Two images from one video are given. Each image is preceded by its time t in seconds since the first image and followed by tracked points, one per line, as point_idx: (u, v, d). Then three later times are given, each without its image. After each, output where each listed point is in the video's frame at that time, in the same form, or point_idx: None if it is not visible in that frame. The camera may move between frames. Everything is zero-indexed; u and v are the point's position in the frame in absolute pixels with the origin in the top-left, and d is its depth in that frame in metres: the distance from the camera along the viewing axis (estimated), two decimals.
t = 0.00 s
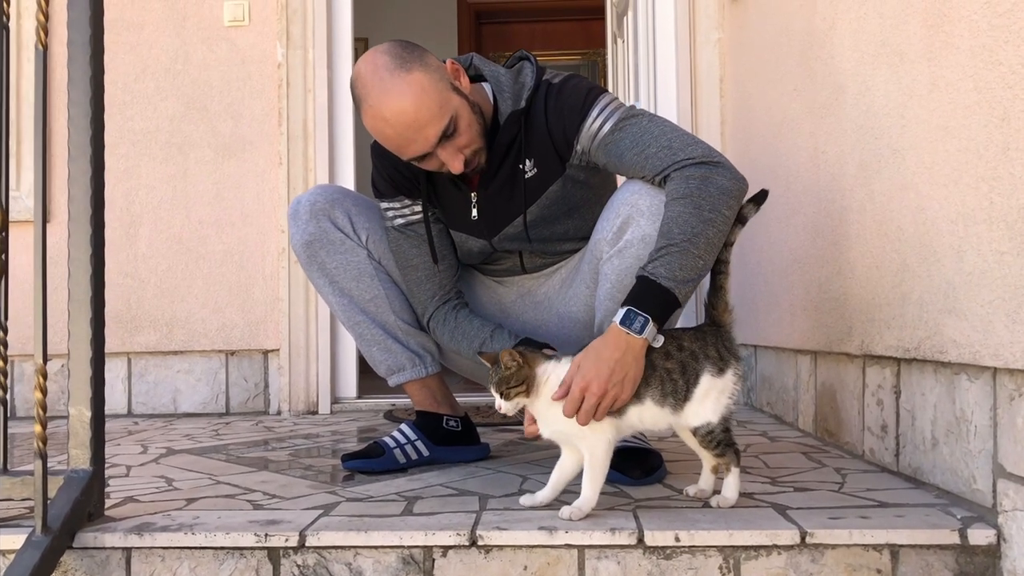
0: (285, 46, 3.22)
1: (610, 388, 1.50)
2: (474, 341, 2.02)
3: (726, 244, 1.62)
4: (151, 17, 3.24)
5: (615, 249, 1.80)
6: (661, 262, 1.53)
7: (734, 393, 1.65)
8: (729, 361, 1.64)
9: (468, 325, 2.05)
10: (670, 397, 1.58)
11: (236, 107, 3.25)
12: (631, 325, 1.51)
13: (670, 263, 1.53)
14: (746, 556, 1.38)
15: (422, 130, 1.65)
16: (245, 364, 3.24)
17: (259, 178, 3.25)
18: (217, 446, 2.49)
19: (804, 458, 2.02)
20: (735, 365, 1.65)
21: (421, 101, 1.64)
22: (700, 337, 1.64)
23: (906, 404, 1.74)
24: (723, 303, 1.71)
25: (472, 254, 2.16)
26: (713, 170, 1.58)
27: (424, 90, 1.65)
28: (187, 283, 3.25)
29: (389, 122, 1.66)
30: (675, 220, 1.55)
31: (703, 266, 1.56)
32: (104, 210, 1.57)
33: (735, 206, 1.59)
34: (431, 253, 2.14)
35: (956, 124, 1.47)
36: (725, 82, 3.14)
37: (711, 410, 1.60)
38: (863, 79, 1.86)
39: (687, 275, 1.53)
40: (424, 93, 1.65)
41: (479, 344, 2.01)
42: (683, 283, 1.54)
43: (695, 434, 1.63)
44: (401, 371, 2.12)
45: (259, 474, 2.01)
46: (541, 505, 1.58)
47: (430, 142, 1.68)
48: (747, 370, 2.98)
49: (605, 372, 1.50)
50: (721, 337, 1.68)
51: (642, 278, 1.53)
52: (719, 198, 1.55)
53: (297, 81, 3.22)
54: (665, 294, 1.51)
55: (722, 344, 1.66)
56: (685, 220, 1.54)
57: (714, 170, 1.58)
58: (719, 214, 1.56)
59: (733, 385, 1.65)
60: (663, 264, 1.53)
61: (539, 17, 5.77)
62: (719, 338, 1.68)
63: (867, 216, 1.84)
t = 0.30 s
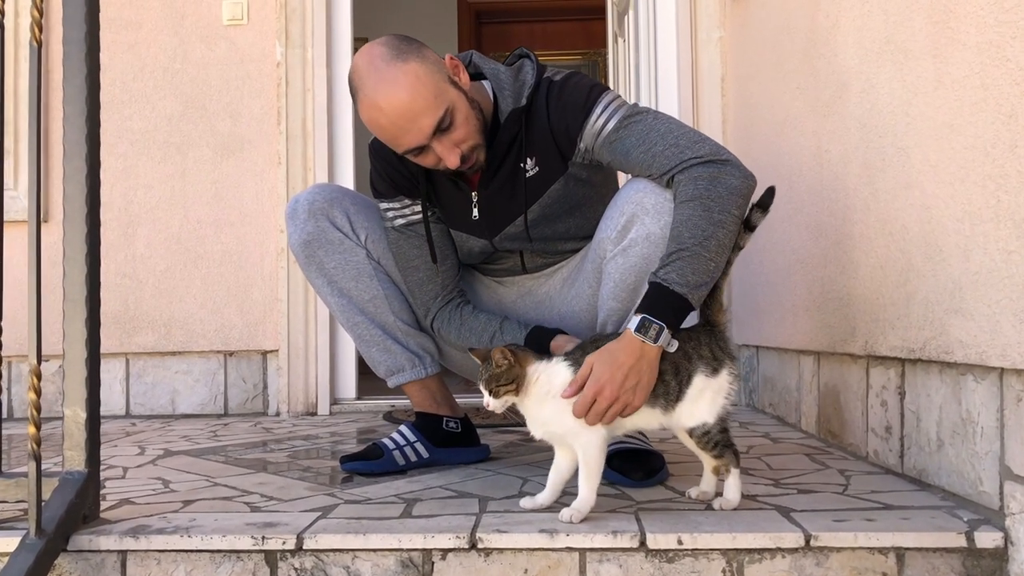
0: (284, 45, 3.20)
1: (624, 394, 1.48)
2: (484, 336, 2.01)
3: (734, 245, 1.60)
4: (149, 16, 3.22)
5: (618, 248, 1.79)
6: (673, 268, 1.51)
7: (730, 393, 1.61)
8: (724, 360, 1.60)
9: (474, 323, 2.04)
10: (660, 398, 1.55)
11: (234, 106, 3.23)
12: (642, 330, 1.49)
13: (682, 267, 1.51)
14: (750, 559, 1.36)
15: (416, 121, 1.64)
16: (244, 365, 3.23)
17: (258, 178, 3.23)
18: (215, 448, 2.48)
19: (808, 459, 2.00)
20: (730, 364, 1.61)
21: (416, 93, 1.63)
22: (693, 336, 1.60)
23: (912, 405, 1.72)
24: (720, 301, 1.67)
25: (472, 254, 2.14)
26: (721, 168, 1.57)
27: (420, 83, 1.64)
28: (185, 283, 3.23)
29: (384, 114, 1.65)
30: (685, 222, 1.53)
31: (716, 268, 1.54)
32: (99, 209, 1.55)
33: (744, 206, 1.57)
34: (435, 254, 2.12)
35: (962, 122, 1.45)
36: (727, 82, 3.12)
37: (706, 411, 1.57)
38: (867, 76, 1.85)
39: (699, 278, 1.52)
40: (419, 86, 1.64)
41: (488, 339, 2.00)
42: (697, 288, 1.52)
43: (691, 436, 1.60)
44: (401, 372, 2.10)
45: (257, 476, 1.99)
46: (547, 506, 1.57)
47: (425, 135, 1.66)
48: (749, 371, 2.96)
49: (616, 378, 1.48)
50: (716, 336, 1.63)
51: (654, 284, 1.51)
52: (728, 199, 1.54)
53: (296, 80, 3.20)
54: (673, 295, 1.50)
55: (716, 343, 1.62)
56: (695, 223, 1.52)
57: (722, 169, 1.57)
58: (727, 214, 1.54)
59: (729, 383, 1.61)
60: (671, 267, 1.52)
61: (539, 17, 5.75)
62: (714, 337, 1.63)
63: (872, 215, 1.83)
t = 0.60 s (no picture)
0: (283, 45, 3.19)
1: (608, 390, 1.47)
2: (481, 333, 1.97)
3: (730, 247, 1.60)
4: (148, 16, 3.22)
5: (618, 249, 1.78)
6: (667, 264, 1.52)
7: (723, 393, 1.59)
8: (713, 361, 1.58)
9: (471, 321, 2.00)
10: (647, 402, 1.54)
11: (234, 106, 3.22)
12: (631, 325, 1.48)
13: (674, 264, 1.52)
14: (752, 562, 1.35)
15: (422, 107, 1.62)
16: (243, 366, 3.22)
17: (257, 178, 3.22)
18: (214, 449, 2.46)
19: (809, 461, 1.99)
20: (720, 364, 1.58)
21: (424, 79, 1.62)
22: (681, 338, 1.58)
23: (914, 407, 1.71)
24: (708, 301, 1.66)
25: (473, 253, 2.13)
26: (722, 168, 1.58)
27: (429, 69, 1.63)
28: (184, 284, 3.22)
29: (391, 96, 1.63)
30: (683, 220, 1.54)
31: (711, 267, 1.54)
32: (97, 209, 1.54)
33: (744, 207, 1.58)
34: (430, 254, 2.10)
35: (966, 121, 1.44)
36: (727, 82, 3.11)
37: (697, 413, 1.55)
38: (869, 76, 1.84)
39: (692, 276, 1.52)
40: (428, 72, 1.63)
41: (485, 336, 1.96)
42: (689, 286, 1.52)
43: (685, 438, 1.58)
44: (400, 373, 2.10)
45: (256, 478, 1.98)
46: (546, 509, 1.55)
47: (429, 122, 1.64)
48: (750, 371, 2.95)
49: (601, 372, 1.47)
50: (702, 336, 1.61)
51: (647, 280, 1.52)
52: (727, 198, 1.55)
53: (295, 80, 3.19)
54: (662, 290, 1.50)
55: (705, 344, 1.59)
56: (692, 221, 1.53)
57: (723, 169, 1.58)
58: (726, 214, 1.55)
59: (721, 385, 1.58)
60: (664, 263, 1.52)
61: (539, 17, 5.74)
62: (704, 339, 1.61)
63: (874, 216, 1.82)
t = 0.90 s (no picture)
0: (281, 45, 3.18)
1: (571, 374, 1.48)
2: (386, 264, 1.80)
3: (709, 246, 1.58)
4: (145, 16, 3.21)
5: (611, 251, 1.77)
6: (637, 256, 1.51)
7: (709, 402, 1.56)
8: (696, 370, 1.56)
9: (378, 251, 1.83)
10: (625, 403, 1.52)
11: (231, 106, 3.21)
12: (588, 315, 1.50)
13: (649, 252, 1.51)
14: (750, 564, 1.34)
15: (442, 62, 1.62)
16: (240, 367, 3.21)
17: (255, 179, 3.22)
18: (211, 450, 2.46)
19: (808, 462, 1.98)
20: (703, 373, 1.57)
21: (454, 36, 1.63)
22: (664, 345, 1.57)
23: (913, 408, 1.70)
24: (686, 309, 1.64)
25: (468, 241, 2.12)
26: (709, 166, 1.58)
27: (463, 30, 1.64)
28: (181, 284, 3.21)
29: (416, 40, 1.62)
30: (659, 214, 1.54)
31: (684, 264, 1.52)
32: (92, 210, 1.53)
33: (726, 208, 1.58)
34: (384, 198, 1.96)
35: (965, 121, 1.43)
36: (726, 83, 3.10)
37: (678, 420, 1.53)
38: (868, 76, 1.83)
39: (662, 268, 1.50)
40: (460, 32, 1.64)
41: (394, 266, 1.80)
42: (658, 277, 1.50)
43: (672, 446, 1.55)
44: (397, 375, 2.08)
45: (253, 480, 1.97)
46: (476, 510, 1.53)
47: (444, 80, 1.64)
48: (749, 373, 2.95)
49: (563, 362, 1.48)
50: (687, 345, 1.60)
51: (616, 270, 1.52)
52: (710, 196, 1.54)
53: (293, 80, 3.19)
54: (633, 279, 1.49)
55: (689, 353, 1.58)
56: (668, 215, 1.53)
57: (709, 169, 1.57)
58: (707, 210, 1.54)
59: (706, 396, 1.56)
60: (641, 254, 1.51)
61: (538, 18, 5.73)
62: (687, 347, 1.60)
63: (872, 216, 1.81)
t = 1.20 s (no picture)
0: (280, 46, 3.18)
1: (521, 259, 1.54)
2: (303, 214, 1.75)
3: (683, 180, 1.57)
4: (145, 17, 3.21)
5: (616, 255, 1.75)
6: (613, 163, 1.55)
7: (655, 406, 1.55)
8: (645, 373, 1.54)
9: (307, 202, 1.78)
10: (571, 407, 1.55)
11: (230, 107, 3.21)
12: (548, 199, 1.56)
13: (626, 159, 1.54)
14: (749, 567, 1.34)
15: (460, 19, 1.64)
16: (240, 368, 3.21)
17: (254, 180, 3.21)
18: (209, 452, 2.45)
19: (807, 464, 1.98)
20: (653, 376, 1.55)
21: None
22: (614, 350, 1.56)
23: (913, 410, 1.70)
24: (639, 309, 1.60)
25: (471, 227, 2.09)
26: (701, 109, 1.61)
27: None
28: (180, 286, 3.20)
29: None
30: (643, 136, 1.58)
31: (659, 179, 1.54)
32: (90, 211, 1.53)
33: (716, 150, 1.59)
34: (342, 159, 1.93)
35: (965, 124, 1.43)
36: (725, 84, 3.10)
37: (625, 421, 1.53)
38: (867, 78, 1.83)
39: (635, 173, 1.52)
40: None
41: (309, 219, 1.74)
42: (625, 182, 1.52)
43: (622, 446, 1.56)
44: (395, 382, 2.06)
45: (252, 482, 1.97)
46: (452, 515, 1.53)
47: (455, 37, 1.66)
48: (748, 374, 2.94)
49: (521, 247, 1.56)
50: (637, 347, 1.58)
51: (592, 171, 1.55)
52: (699, 132, 1.57)
53: (292, 82, 3.18)
54: (603, 175, 1.52)
55: (639, 357, 1.56)
56: (650, 137, 1.56)
57: (705, 118, 1.60)
58: (694, 142, 1.56)
59: (654, 400, 1.55)
60: (619, 160, 1.55)
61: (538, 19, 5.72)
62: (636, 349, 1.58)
63: (872, 218, 1.81)
